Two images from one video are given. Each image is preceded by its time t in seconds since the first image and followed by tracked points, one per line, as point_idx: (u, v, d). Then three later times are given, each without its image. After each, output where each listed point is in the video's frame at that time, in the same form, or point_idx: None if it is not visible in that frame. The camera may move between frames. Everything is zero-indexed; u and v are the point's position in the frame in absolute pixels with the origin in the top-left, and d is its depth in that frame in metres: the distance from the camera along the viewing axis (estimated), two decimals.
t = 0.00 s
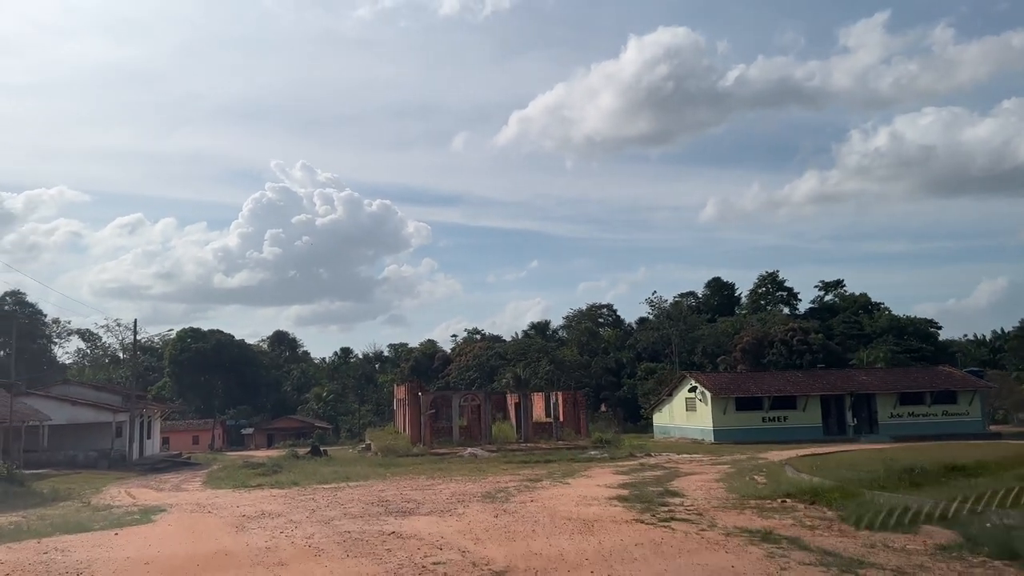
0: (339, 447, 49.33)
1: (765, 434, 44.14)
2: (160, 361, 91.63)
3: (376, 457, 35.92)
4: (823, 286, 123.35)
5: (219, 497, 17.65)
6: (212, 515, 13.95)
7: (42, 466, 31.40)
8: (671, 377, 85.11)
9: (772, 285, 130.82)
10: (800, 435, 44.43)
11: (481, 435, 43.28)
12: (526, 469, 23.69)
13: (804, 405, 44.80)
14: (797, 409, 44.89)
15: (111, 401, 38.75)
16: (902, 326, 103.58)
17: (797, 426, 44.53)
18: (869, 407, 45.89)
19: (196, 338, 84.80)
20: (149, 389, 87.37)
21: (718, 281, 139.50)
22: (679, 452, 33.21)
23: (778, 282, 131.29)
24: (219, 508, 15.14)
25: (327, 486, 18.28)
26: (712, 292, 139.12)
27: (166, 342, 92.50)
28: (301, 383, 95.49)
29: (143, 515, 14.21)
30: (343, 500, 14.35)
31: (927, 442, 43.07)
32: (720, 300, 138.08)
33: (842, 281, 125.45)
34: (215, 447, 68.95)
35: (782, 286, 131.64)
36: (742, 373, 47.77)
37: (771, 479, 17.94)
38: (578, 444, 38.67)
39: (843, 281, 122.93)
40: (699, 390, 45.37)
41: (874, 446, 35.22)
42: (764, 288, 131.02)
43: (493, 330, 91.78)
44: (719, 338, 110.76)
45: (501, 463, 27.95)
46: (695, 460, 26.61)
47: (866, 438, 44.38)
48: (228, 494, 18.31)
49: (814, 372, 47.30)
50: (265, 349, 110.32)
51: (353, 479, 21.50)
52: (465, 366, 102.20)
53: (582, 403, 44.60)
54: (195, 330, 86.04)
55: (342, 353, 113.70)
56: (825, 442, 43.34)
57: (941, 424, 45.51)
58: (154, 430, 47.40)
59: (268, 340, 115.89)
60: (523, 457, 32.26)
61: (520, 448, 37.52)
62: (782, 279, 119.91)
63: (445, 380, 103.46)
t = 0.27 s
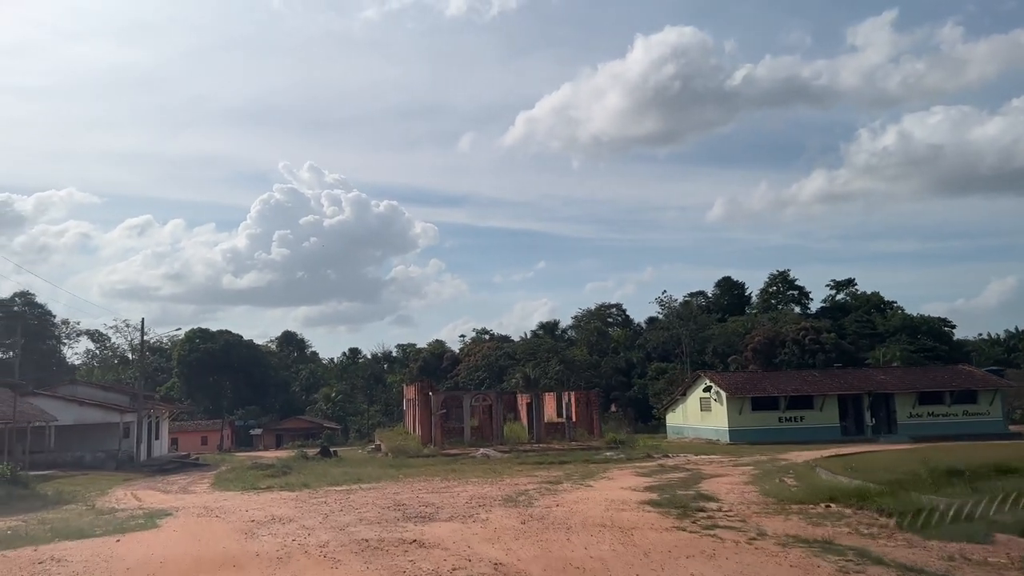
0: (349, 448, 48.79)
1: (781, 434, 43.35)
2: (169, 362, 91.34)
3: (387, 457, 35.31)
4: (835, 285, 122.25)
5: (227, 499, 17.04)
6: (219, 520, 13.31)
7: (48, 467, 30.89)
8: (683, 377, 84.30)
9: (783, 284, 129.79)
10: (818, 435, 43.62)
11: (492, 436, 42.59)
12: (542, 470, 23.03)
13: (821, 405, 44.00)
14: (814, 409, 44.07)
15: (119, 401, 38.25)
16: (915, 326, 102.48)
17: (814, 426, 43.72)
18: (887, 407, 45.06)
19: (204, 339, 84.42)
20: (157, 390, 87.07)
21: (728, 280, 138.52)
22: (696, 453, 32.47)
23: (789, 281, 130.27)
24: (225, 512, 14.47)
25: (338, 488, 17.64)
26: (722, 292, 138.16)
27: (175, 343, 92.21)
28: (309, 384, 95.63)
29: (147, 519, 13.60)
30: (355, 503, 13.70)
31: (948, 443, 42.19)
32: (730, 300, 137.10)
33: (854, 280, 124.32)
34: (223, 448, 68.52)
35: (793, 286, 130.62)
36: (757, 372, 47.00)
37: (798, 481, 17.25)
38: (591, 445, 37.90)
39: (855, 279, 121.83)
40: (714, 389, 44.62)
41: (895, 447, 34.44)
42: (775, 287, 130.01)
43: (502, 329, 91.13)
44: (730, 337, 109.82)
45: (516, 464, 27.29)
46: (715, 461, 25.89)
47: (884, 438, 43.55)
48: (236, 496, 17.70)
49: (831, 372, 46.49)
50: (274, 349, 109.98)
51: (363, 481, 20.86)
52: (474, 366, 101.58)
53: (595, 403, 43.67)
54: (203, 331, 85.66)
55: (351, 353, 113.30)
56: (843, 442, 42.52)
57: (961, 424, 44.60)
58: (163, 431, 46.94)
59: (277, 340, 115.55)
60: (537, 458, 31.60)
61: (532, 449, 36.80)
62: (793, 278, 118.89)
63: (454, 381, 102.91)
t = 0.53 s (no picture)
0: (358, 447, 48.16)
1: (799, 434, 42.52)
2: (178, 361, 91.03)
3: (398, 457, 34.70)
4: (848, 283, 121.14)
5: (237, 501, 16.43)
6: (228, 523, 12.65)
7: (55, 467, 30.37)
8: (695, 375, 83.49)
9: (795, 283, 128.77)
10: (836, 435, 42.82)
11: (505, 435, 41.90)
12: (559, 470, 22.35)
13: (839, 404, 43.20)
14: (832, 408, 43.24)
15: (126, 400, 37.76)
16: (930, 324, 101.39)
17: (832, 425, 42.92)
18: (907, 406, 44.22)
19: (213, 337, 84.05)
20: (166, 389, 86.74)
21: (739, 279, 137.53)
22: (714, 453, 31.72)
23: (801, 279, 129.28)
24: (235, 514, 13.83)
25: (351, 489, 17.00)
26: (733, 290, 137.20)
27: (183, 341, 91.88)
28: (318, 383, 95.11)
29: (153, 521, 12.96)
30: (371, 505, 13.05)
31: (970, 443, 41.32)
32: (741, 298, 136.15)
33: (867, 279, 123.20)
34: (232, 447, 68.07)
35: (805, 284, 129.61)
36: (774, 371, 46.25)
37: (830, 485, 16.53)
38: (605, 444, 37.13)
39: (868, 278, 120.73)
40: (730, 388, 43.86)
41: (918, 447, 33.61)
42: (787, 285, 129.00)
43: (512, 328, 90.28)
44: (742, 336, 108.89)
45: (532, 464, 26.63)
46: (736, 462, 25.16)
47: (905, 437, 42.71)
48: (245, 497, 17.07)
49: (849, 370, 45.67)
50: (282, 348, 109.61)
51: (376, 482, 20.23)
52: (483, 365, 100.93)
53: (608, 401, 42.79)
54: (212, 330, 85.27)
55: (359, 353, 112.90)
56: (862, 442, 41.69)
57: (983, 423, 43.70)
58: (171, 429, 46.45)
59: (285, 340, 115.21)
60: (551, 457, 30.92)
61: (545, 448, 36.12)
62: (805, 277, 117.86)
63: (463, 380, 102.31)
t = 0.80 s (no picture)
0: (367, 445, 47.61)
1: (816, 432, 41.77)
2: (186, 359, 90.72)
3: (408, 455, 34.13)
4: (859, 281, 120.05)
5: (245, 501, 15.82)
6: (237, 526, 12.03)
7: (61, 465, 29.82)
8: (706, 374, 82.69)
9: (806, 280, 127.71)
10: (854, 434, 42.02)
11: (517, 433, 41.17)
12: (576, 469, 21.68)
13: (857, 402, 42.39)
14: (849, 406, 42.46)
15: (133, 397, 37.28)
16: (943, 323, 100.31)
17: (850, 424, 42.12)
18: (926, 404, 43.41)
19: (221, 335, 83.68)
20: (174, 386, 86.43)
21: (749, 277, 136.53)
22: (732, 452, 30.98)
23: (811, 277, 128.24)
24: (243, 516, 13.21)
25: (363, 489, 16.37)
26: (743, 288, 136.19)
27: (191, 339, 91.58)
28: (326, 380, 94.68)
29: (157, 523, 12.35)
30: (386, 507, 12.42)
31: (991, 442, 40.48)
32: (751, 296, 135.12)
33: (879, 276, 122.03)
34: (240, 445, 67.66)
35: (815, 282, 128.53)
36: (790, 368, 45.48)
37: (863, 487, 15.85)
38: (619, 443, 36.35)
39: (879, 275, 119.63)
40: (745, 386, 43.13)
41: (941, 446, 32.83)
42: (797, 283, 127.95)
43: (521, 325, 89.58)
44: (752, 334, 107.94)
45: (547, 463, 25.97)
46: (757, 461, 24.41)
47: (924, 436, 41.91)
48: (254, 497, 16.46)
49: (867, 368, 44.86)
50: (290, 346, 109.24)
51: (389, 481, 19.60)
52: (492, 363, 100.33)
53: (622, 399, 41.93)
54: (220, 327, 84.88)
55: (367, 351, 112.47)
56: (880, 441, 40.92)
57: (1003, 423, 42.82)
58: (179, 427, 45.93)
59: (293, 337, 114.83)
60: (564, 456, 30.29)
61: (558, 446, 35.46)
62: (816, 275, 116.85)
63: (471, 378, 101.73)
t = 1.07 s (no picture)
0: (374, 443, 46.98)
1: (831, 431, 41.03)
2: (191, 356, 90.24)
3: (417, 453, 33.50)
4: (869, 279, 119.04)
5: (252, 501, 15.14)
6: (242, 529, 11.32)
7: (63, 463, 29.26)
8: (715, 371, 81.93)
9: (815, 278, 126.72)
10: (869, 432, 41.25)
11: (526, 430, 40.53)
12: (591, 468, 20.97)
13: (873, 400, 41.61)
14: (865, 404, 41.68)
15: (137, 393, 36.70)
16: (954, 320, 99.32)
17: (865, 422, 41.36)
18: (943, 402, 42.60)
19: (226, 332, 83.16)
20: (179, 383, 85.98)
21: (756, 274, 135.59)
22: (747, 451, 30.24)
23: (820, 274, 127.27)
24: (248, 518, 12.47)
25: (375, 488, 15.62)
26: (750, 285, 135.23)
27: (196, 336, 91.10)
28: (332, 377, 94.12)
29: (157, 526, 11.65)
30: (399, 509, 11.68)
31: (1010, 441, 39.67)
32: (758, 294, 134.17)
33: (888, 274, 120.96)
34: (245, 442, 67.12)
35: (824, 279, 127.55)
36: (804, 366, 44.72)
37: (898, 488, 15.15)
38: (630, 442, 35.65)
39: (889, 273, 118.57)
40: (759, 384, 42.39)
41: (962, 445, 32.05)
42: (806, 281, 126.96)
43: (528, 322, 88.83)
44: (760, 331, 107.08)
45: (560, 462, 25.26)
46: (778, 460, 23.64)
47: (941, 435, 41.11)
48: (260, 497, 15.75)
49: (882, 365, 44.06)
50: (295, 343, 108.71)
51: (399, 479, 18.91)
52: (498, 360, 99.64)
53: (632, 397, 41.18)
54: (225, 324, 84.34)
55: (372, 348, 111.89)
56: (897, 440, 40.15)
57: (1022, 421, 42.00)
58: (184, 424, 45.39)
59: (298, 334, 114.32)
60: (576, 454, 29.59)
61: (569, 445, 34.73)
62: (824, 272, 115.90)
63: (477, 375, 101.09)
